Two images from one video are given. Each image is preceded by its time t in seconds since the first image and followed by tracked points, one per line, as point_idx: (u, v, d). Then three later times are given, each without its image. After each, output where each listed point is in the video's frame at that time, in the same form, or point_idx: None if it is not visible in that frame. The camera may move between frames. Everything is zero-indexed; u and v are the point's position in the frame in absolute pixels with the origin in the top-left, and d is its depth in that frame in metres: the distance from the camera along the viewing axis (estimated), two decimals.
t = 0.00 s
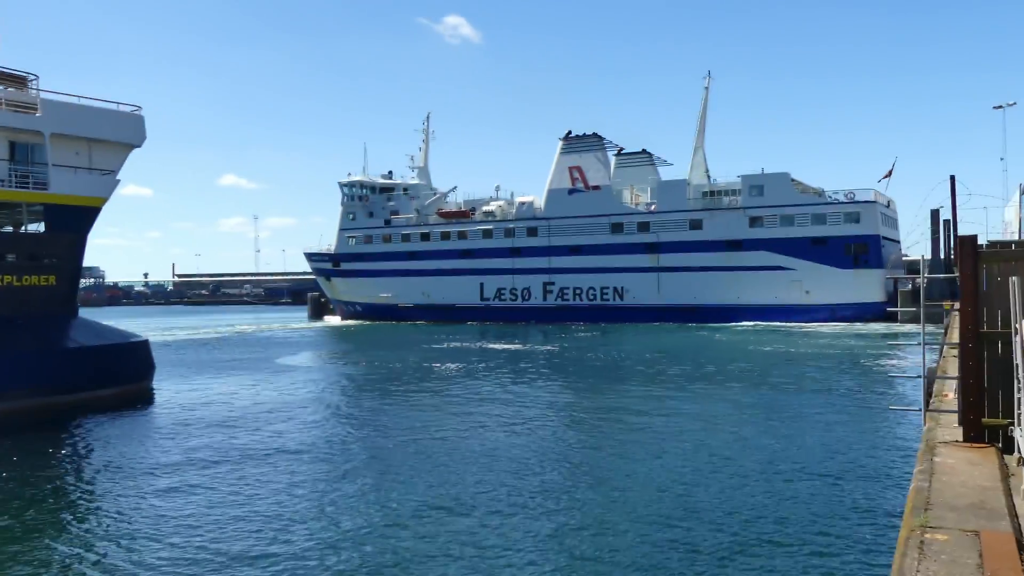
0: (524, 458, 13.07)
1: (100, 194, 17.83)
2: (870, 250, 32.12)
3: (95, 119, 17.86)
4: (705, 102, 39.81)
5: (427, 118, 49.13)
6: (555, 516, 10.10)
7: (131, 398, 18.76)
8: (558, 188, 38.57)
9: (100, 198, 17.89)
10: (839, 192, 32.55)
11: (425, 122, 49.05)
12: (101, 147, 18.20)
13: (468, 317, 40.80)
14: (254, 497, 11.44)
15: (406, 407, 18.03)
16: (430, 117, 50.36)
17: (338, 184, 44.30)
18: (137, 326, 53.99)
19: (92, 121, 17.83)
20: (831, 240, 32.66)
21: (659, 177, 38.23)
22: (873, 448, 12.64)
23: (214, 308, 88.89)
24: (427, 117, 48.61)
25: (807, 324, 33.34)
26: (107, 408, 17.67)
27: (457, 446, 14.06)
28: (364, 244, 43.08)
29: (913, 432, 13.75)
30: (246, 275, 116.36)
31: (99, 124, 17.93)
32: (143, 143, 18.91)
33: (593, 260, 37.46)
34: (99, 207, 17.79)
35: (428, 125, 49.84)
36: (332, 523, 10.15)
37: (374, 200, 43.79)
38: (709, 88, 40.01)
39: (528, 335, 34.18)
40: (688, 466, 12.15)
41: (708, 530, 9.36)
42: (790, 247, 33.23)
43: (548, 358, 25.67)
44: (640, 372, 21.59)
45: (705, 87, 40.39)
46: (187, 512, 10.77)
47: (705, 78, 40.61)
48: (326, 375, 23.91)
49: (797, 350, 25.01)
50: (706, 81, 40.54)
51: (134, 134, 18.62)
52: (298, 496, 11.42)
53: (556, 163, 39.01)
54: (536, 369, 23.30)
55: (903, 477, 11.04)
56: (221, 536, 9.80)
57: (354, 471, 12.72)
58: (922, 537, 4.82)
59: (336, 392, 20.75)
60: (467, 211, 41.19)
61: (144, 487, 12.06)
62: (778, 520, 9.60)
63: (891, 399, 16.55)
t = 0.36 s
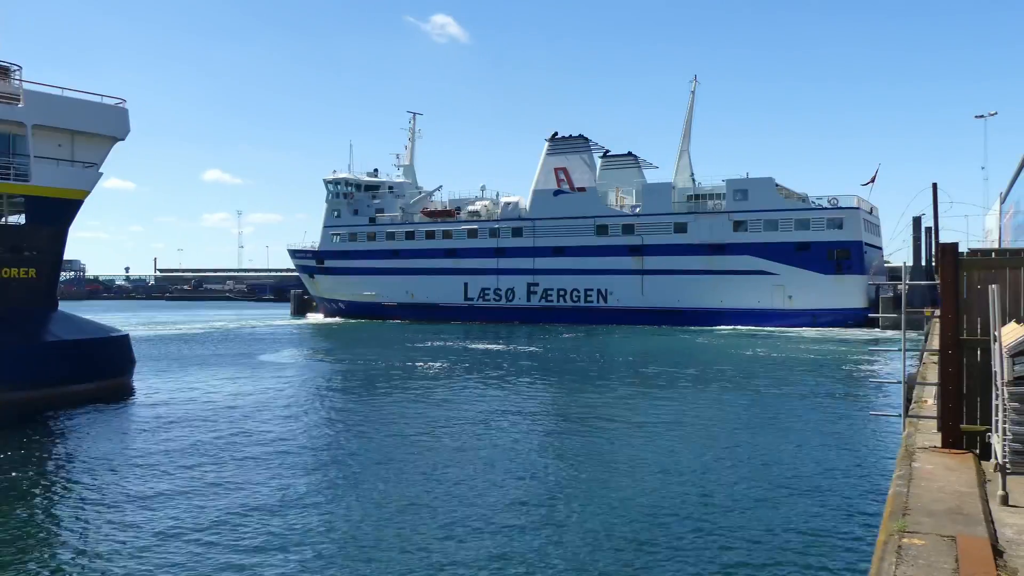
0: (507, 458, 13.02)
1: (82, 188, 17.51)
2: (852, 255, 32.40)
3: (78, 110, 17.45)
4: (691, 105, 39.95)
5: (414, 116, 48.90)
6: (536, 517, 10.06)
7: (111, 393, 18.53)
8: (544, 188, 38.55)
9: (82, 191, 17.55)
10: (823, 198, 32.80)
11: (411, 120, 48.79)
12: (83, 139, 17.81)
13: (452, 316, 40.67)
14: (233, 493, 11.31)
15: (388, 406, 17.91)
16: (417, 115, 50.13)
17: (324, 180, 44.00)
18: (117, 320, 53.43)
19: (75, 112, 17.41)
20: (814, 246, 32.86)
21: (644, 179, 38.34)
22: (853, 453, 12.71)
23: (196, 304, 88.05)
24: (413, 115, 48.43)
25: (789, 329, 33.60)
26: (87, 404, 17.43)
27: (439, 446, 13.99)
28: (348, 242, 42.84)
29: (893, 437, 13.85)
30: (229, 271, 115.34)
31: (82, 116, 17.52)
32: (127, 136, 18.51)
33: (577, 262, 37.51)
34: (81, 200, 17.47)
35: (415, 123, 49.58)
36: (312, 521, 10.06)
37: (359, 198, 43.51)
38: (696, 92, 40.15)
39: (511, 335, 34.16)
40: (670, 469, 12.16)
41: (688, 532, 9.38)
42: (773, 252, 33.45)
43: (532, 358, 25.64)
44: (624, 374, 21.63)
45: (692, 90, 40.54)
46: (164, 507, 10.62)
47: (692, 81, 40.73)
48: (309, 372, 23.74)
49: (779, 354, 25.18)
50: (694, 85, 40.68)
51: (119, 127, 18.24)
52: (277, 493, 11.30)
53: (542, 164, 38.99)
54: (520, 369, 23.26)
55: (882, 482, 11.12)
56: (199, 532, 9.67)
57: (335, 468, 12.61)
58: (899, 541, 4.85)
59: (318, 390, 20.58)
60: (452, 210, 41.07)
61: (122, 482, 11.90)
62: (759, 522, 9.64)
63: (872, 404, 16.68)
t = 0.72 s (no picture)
0: (490, 460, 12.96)
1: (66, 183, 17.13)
2: (836, 262, 32.64)
3: (61, 104, 16.89)
4: (679, 110, 40.09)
5: (402, 116, 48.71)
6: (518, 518, 10.03)
7: (91, 390, 18.31)
8: (531, 191, 38.53)
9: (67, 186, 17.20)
10: (808, 204, 33.01)
11: (399, 120, 48.58)
12: (69, 134, 17.38)
13: (437, 317, 40.55)
14: (212, 491, 11.19)
15: (372, 406, 17.80)
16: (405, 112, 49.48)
17: (310, 179, 43.70)
18: (99, 317, 52.85)
19: (58, 107, 16.87)
20: (798, 252, 33.05)
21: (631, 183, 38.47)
22: (835, 459, 12.78)
23: (180, 301, 87.28)
24: (400, 115, 48.17)
25: (772, 334, 33.81)
26: (65, 400, 17.21)
27: (422, 446, 13.90)
28: (334, 241, 42.59)
29: (874, 443, 13.94)
30: (214, 268, 114.37)
31: (65, 110, 17.00)
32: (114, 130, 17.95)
33: (563, 264, 37.53)
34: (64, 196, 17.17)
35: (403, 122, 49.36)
36: (293, 520, 9.96)
37: (346, 197, 43.33)
38: (684, 97, 40.30)
39: (497, 337, 34.11)
40: (653, 472, 12.15)
41: (670, 535, 9.39)
42: (758, 258, 33.67)
43: (517, 360, 25.59)
44: (609, 377, 21.65)
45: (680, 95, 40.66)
46: (141, 505, 10.49)
47: (680, 85, 40.84)
48: (292, 371, 23.55)
49: (762, 359, 25.31)
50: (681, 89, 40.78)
51: (106, 121, 17.70)
52: (258, 492, 11.18)
53: (530, 166, 38.96)
54: (505, 371, 23.22)
55: (863, 487, 11.18)
56: (177, 529, 9.54)
57: (316, 468, 12.51)
58: (879, 546, 4.87)
59: (302, 389, 20.42)
60: (439, 211, 40.96)
61: (98, 479, 11.74)
62: (741, 526, 9.66)
63: (855, 411, 16.78)
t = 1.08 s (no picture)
0: (479, 463, 12.89)
1: (50, 187, 16.80)
2: (823, 263, 32.82)
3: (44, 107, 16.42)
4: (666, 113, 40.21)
5: (389, 118, 48.56)
6: (507, 521, 9.97)
7: (76, 394, 18.12)
8: (519, 193, 38.50)
9: (51, 190, 16.87)
10: (795, 205, 33.18)
11: (387, 122, 48.46)
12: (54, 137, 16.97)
13: (426, 320, 40.41)
14: (198, 495, 11.07)
15: (360, 410, 17.68)
16: (391, 115, 49.69)
17: (297, 182, 43.47)
18: (84, 321, 52.35)
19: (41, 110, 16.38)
20: (786, 253, 33.19)
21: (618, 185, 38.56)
22: (824, 459, 12.81)
23: (166, 305, 86.54)
24: (388, 117, 48.02)
25: (760, 335, 33.93)
26: (50, 404, 17.00)
27: (410, 449, 13.82)
28: (321, 244, 42.36)
29: (863, 443, 13.97)
30: (200, 272, 113.54)
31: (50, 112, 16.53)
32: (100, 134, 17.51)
33: (551, 266, 37.53)
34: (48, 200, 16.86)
35: (390, 124, 49.23)
36: (280, 524, 9.85)
37: (333, 200, 43.30)
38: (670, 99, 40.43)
39: (485, 339, 34.04)
40: (643, 473, 12.13)
41: (660, 536, 9.36)
42: (745, 259, 33.80)
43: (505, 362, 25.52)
44: (598, 379, 21.63)
45: (667, 97, 40.82)
46: (126, 509, 10.36)
47: (667, 89, 41.09)
48: (279, 375, 23.37)
49: (750, 360, 25.39)
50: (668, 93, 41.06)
51: (91, 125, 17.25)
52: (244, 496, 11.06)
53: (518, 169, 38.92)
54: (494, 373, 23.15)
55: (851, 487, 11.22)
56: (163, 534, 9.42)
57: (303, 471, 12.39)
58: (867, 547, 4.85)
59: (289, 392, 20.26)
60: (427, 214, 40.85)
61: (83, 483, 11.60)
62: (731, 527, 9.66)
63: (843, 411, 16.85)
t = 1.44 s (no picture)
0: (478, 464, 12.88)
1: (48, 188, 16.75)
2: (821, 266, 32.84)
3: (42, 108, 16.39)
4: (664, 117, 40.26)
5: (388, 120, 48.53)
6: (504, 522, 9.96)
7: (75, 395, 18.09)
8: (517, 195, 38.50)
9: (49, 191, 16.81)
10: (793, 208, 33.21)
11: (385, 124, 48.43)
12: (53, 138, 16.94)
13: (425, 322, 40.38)
14: (196, 495, 11.06)
15: (358, 411, 17.66)
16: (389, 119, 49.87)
17: (296, 183, 43.41)
18: (81, 322, 52.34)
19: (39, 111, 16.36)
20: (784, 256, 33.20)
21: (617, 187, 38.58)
22: (822, 462, 12.81)
23: (164, 306, 86.46)
24: (386, 119, 47.98)
25: (758, 338, 33.94)
26: (48, 405, 16.97)
27: (409, 451, 13.81)
28: (319, 246, 42.34)
29: (861, 446, 13.96)
30: (199, 273, 113.49)
31: (48, 114, 16.50)
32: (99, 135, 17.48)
33: (550, 269, 37.53)
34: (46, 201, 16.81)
35: (388, 126, 49.24)
36: (278, 524, 9.82)
37: (331, 202, 43.18)
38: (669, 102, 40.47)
39: (484, 341, 34.02)
40: (641, 476, 12.12)
41: (658, 538, 9.36)
42: (743, 262, 33.83)
43: (503, 364, 25.51)
44: (596, 381, 21.61)
45: (665, 100, 40.85)
46: (123, 509, 10.36)
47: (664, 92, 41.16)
48: (278, 376, 23.35)
49: (748, 363, 25.40)
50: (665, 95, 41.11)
51: (90, 126, 17.20)
52: (242, 496, 11.05)
53: (517, 171, 38.90)
54: (492, 375, 23.14)
55: (849, 490, 11.22)
56: (160, 534, 9.40)
57: (300, 473, 12.38)
58: (865, 549, 4.84)
59: (288, 393, 20.23)
60: (425, 216, 40.82)
61: (80, 483, 11.59)
62: (728, 529, 9.67)
63: (841, 414, 16.85)
